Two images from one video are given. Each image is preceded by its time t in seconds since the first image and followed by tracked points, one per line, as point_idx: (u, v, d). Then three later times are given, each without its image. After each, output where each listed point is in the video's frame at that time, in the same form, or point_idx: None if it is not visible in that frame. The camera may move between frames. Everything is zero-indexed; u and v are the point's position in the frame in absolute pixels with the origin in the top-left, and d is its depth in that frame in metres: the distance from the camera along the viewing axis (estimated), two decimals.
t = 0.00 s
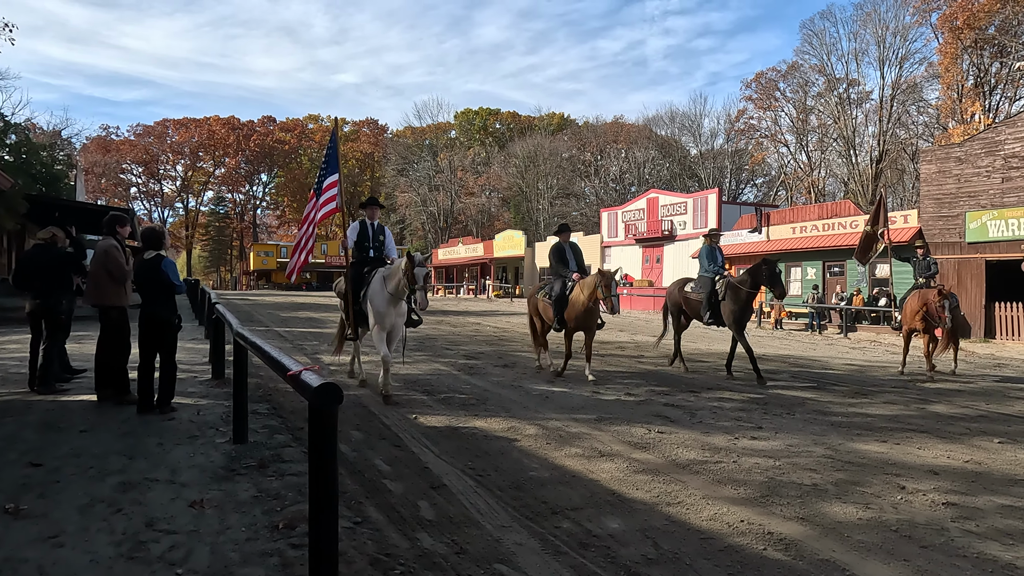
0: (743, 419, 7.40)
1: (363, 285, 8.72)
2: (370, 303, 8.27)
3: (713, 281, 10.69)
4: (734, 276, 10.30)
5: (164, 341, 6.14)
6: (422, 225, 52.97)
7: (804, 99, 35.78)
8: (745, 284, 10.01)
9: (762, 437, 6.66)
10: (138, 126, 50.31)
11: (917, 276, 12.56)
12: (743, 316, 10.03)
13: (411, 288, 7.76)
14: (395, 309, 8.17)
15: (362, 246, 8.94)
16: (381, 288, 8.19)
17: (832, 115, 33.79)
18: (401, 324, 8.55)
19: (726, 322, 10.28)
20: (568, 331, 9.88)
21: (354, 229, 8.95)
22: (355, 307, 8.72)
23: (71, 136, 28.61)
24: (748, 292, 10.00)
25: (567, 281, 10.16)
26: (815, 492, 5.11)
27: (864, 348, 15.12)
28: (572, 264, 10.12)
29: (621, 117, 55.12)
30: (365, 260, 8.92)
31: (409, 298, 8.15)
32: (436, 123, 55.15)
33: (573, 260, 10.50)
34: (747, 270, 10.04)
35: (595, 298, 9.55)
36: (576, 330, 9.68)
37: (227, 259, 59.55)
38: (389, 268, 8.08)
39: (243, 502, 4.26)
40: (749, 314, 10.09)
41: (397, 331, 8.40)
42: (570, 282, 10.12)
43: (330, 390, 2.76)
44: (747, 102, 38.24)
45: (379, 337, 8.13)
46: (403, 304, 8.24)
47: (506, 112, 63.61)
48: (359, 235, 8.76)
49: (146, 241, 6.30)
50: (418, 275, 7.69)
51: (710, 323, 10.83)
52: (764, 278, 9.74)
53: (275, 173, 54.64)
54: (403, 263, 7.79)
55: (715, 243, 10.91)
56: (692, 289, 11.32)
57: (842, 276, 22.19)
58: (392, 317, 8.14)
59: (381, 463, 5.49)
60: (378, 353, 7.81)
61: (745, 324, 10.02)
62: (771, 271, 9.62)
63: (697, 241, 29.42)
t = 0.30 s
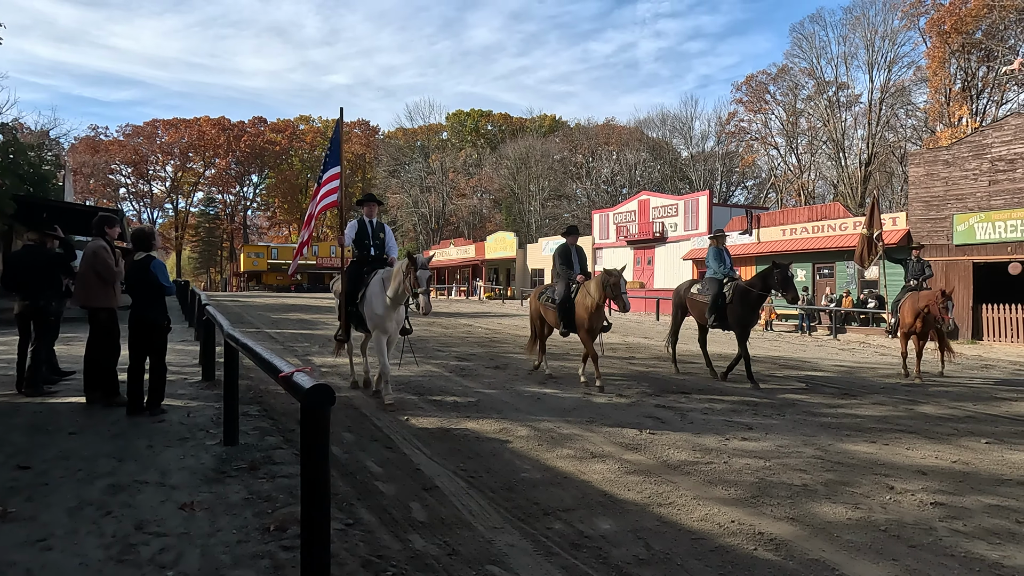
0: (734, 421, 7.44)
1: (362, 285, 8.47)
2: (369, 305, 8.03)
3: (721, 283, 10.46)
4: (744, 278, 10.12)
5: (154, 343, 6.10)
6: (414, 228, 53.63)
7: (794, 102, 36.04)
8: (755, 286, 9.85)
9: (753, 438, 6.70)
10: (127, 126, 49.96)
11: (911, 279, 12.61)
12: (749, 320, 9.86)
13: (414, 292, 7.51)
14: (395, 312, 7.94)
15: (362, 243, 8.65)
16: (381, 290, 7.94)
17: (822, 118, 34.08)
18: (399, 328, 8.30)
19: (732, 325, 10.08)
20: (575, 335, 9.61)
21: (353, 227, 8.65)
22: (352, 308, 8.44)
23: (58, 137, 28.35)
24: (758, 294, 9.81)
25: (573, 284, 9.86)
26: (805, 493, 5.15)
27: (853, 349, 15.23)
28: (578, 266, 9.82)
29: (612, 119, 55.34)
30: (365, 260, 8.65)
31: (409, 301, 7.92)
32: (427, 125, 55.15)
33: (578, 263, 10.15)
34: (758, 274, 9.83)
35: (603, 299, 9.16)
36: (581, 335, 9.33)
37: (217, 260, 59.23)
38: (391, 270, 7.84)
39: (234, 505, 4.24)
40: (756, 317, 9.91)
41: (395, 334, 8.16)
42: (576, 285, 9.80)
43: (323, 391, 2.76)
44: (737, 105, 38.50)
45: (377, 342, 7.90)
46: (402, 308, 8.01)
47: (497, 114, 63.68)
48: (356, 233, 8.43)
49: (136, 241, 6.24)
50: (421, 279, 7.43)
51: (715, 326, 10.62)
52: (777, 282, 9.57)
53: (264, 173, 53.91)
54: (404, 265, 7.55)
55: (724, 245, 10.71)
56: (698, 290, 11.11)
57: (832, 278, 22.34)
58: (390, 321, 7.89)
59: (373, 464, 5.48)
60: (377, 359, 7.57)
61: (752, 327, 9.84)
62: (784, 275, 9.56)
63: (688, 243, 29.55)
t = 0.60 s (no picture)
0: (724, 421, 7.49)
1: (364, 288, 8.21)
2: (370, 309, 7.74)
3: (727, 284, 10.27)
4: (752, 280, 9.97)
5: (144, 344, 6.07)
6: (404, 229, 53.48)
7: (784, 104, 36.34)
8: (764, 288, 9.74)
9: (743, 438, 6.76)
10: (116, 126, 49.52)
11: (901, 281, 12.65)
12: (758, 323, 9.71)
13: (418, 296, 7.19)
14: (396, 316, 7.65)
15: (364, 247, 8.44)
16: (383, 292, 7.67)
17: (811, 121, 34.37)
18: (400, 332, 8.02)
19: (738, 329, 9.94)
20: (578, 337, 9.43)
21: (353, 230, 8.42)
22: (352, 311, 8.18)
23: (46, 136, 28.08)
24: (766, 296, 9.74)
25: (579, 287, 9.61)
26: (795, 492, 5.20)
27: (842, 350, 15.37)
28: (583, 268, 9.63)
29: (603, 121, 55.52)
30: (366, 263, 8.40)
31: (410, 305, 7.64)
32: (419, 126, 55.12)
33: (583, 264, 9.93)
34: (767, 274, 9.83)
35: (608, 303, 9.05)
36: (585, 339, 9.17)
37: (207, 261, 58.84)
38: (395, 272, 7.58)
39: (226, 506, 4.22)
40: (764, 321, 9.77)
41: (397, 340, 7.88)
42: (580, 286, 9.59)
43: (316, 391, 2.77)
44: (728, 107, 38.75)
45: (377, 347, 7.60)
46: (404, 312, 7.75)
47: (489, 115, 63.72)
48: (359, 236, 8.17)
49: (127, 242, 6.20)
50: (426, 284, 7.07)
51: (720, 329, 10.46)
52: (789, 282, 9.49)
53: (255, 174, 53.75)
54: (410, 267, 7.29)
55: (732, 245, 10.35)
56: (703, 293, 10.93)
57: (821, 280, 22.48)
58: (395, 325, 7.64)
59: (365, 465, 5.47)
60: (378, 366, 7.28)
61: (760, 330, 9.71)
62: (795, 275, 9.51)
63: (678, 245, 29.68)
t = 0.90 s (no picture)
0: (715, 422, 7.54)
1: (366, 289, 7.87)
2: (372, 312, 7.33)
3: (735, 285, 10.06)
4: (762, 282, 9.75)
5: (134, 345, 6.03)
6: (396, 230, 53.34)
7: (773, 107, 36.65)
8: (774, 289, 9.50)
9: (734, 439, 6.81)
10: (105, 126, 49.10)
11: (891, 283, 12.60)
12: (766, 326, 9.52)
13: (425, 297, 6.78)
14: (401, 321, 7.19)
15: (368, 244, 8.26)
16: (386, 293, 7.23)
17: (801, 123, 34.63)
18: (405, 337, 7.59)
19: (745, 332, 9.77)
20: (584, 340, 9.15)
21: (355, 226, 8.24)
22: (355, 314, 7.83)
23: (33, 136, 27.80)
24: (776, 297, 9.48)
25: (585, 287, 9.36)
26: (785, 492, 5.24)
27: (831, 351, 15.52)
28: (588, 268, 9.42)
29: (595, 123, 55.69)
30: (368, 261, 8.16)
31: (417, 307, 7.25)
32: (410, 127, 55.09)
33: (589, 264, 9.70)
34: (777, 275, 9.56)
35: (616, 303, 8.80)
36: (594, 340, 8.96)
37: (196, 262, 58.45)
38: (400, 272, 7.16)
39: (218, 507, 4.21)
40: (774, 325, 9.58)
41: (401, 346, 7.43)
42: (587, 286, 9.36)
43: (310, 391, 2.78)
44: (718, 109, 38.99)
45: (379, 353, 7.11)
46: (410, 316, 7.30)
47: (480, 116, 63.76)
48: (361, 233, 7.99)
49: (117, 242, 6.16)
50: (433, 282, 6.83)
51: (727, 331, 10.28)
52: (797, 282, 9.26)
53: (246, 174, 53.52)
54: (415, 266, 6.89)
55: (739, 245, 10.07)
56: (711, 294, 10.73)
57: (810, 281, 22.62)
58: (398, 328, 7.18)
59: (358, 466, 5.47)
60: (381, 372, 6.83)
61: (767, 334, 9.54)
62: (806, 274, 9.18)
63: (669, 247, 29.81)
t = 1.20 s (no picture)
0: (706, 422, 7.58)
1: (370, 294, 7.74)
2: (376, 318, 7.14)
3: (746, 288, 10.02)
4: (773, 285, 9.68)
5: (126, 346, 5.99)
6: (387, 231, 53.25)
7: (764, 109, 36.94)
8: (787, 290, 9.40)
9: (725, 439, 6.86)
10: (93, 126, 48.66)
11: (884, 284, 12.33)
12: (781, 329, 9.37)
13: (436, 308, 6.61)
14: (407, 325, 7.06)
15: (368, 247, 8.17)
16: (392, 298, 7.07)
17: (791, 126, 34.87)
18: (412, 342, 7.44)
19: (760, 335, 9.62)
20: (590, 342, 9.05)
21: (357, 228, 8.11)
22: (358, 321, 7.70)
23: (21, 136, 27.54)
24: (790, 299, 9.38)
25: (592, 289, 9.24)
26: (776, 492, 5.28)
27: (820, 352, 15.64)
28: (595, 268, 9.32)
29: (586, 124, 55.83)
30: (368, 265, 8.08)
31: (424, 314, 7.09)
32: (402, 128, 55.03)
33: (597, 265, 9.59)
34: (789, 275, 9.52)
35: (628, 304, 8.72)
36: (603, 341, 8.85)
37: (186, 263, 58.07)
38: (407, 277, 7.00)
39: (211, 509, 4.19)
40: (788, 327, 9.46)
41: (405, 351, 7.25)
42: (595, 287, 9.24)
43: (304, 392, 2.78)
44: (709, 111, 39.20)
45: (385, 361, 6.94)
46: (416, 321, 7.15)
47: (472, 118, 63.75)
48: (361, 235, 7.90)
49: (109, 242, 6.12)
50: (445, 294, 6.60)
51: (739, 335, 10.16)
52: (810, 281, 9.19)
53: (236, 175, 53.29)
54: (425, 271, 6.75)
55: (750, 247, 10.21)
56: (720, 298, 10.65)
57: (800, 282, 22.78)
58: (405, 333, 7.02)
59: (351, 467, 5.46)
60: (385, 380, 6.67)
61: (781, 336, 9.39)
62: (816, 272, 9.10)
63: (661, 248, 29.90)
